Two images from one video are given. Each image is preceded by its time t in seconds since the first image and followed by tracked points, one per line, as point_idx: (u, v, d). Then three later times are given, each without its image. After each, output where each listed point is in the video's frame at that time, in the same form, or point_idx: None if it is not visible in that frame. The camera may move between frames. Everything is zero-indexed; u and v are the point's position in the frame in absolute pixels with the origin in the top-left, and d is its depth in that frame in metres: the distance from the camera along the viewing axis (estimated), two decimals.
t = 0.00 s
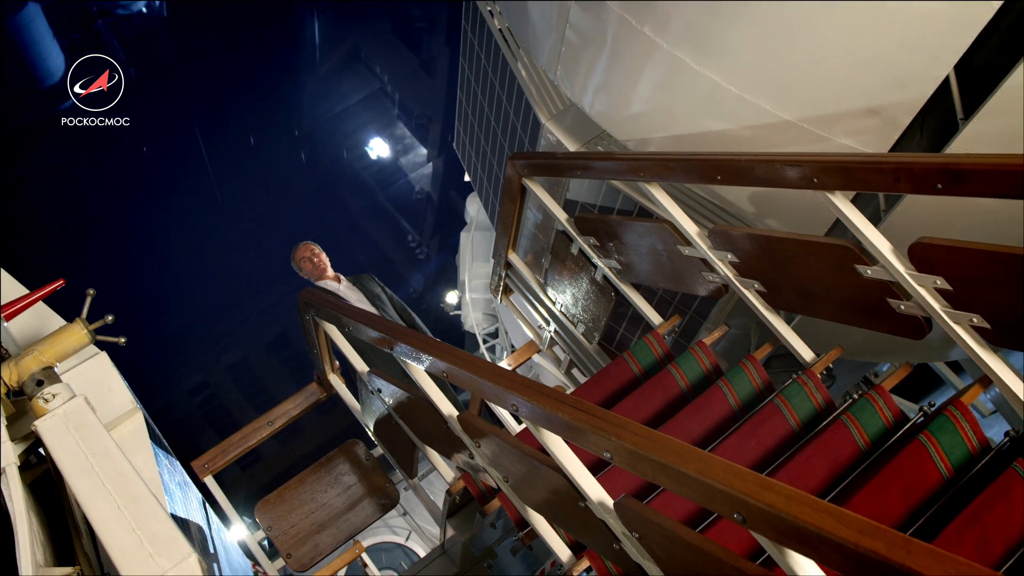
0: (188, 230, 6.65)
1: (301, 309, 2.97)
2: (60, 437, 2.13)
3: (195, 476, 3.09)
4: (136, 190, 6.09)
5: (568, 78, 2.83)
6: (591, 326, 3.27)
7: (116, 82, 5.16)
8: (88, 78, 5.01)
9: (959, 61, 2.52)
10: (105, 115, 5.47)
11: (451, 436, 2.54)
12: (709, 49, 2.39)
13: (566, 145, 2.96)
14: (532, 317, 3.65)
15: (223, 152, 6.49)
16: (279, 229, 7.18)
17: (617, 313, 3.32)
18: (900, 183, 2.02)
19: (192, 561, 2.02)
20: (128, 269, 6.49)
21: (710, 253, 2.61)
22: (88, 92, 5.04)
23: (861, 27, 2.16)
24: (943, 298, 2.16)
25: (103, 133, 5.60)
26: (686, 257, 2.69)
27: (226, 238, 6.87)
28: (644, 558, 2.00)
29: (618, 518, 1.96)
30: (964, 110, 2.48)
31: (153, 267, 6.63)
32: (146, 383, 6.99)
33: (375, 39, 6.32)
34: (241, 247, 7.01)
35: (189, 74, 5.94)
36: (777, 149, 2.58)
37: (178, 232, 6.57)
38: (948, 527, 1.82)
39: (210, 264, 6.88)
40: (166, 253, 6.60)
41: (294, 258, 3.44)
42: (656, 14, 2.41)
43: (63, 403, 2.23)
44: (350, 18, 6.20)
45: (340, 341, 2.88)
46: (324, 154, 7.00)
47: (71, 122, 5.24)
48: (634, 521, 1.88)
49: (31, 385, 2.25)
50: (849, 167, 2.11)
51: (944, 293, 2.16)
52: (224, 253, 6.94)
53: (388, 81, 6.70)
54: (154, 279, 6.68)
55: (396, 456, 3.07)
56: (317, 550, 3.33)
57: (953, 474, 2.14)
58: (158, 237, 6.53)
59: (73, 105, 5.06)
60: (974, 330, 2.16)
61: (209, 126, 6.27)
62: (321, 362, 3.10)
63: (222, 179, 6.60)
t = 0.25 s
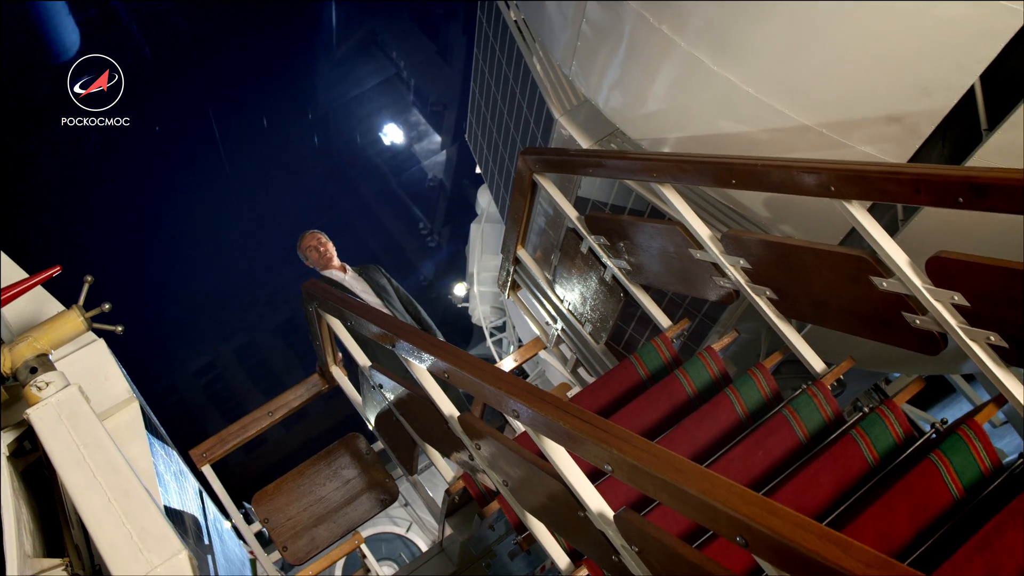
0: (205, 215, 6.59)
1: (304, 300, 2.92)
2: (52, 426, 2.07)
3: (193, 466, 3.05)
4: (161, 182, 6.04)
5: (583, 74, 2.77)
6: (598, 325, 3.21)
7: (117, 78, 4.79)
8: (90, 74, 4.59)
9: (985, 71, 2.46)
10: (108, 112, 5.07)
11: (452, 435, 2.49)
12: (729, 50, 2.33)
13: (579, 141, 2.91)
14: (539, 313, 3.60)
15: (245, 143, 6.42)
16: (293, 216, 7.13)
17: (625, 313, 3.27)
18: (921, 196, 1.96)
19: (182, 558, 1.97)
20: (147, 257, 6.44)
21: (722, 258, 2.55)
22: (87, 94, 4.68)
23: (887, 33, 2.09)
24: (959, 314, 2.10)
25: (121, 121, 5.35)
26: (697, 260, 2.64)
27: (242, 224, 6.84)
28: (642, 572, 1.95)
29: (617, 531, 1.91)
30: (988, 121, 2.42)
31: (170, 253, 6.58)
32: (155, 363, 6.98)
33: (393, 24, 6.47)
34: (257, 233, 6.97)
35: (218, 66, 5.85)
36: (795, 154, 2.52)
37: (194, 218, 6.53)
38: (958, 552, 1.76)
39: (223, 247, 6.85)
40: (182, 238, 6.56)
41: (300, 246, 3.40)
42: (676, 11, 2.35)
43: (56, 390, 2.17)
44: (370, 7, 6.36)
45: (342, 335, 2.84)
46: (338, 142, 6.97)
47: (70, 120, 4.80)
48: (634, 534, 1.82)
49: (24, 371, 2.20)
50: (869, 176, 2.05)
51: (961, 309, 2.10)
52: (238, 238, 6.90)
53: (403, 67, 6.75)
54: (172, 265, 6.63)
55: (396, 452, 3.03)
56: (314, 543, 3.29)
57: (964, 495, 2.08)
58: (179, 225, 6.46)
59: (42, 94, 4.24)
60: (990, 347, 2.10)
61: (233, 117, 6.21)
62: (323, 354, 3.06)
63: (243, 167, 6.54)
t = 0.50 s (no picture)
0: (217, 197, 6.57)
1: (310, 290, 2.88)
2: (44, 415, 2.02)
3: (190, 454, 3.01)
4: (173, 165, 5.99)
5: (600, 71, 2.72)
6: (608, 326, 3.16)
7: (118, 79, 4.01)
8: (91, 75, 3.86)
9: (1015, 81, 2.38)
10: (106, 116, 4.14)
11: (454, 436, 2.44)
12: (751, 51, 2.27)
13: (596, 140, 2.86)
14: (548, 311, 3.55)
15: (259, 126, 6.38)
16: (306, 201, 7.10)
17: (636, 314, 3.22)
18: (944, 210, 1.89)
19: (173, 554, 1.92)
20: (157, 237, 6.43)
21: (736, 263, 2.49)
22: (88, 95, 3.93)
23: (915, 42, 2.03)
24: (978, 332, 2.04)
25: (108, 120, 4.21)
26: (710, 265, 2.58)
27: (254, 206, 6.81)
28: None
29: (617, 545, 1.85)
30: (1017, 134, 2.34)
31: (179, 232, 6.57)
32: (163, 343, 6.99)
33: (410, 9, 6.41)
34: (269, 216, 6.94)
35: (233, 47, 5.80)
36: (814, 161, 2.46)
37: (206, 200, 6.50)
38: None
39: (235, 229, 6.83)
40: (193, 219, 6.55)
41: (310, 236, 3.35)
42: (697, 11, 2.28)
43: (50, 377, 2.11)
44: None
45: (345, 328, 2.79)
46: (353, 126, 6.93)
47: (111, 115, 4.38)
48: (635, 549, 1.78)
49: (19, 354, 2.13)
50: (891, 189, 1.99)
51: (981, 327, 2.03)
52: (249, 219, 6.88)
53: (422, 54, 6.72)
54: (181, 245, 6.62)
55: (398, 448, 2.99)
56: (313, 536, 3.25)
57: (975, 519, 2.02)
58: (190, 206, 6.44)
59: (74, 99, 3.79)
60: (1008, 367, 2.04)
61: (247, 99, 6.16)
62: (327, 346, 3.02)
63: (256, 150, 6.51)
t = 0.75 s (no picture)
0: (227, 180, 6.59)
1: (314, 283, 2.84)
2: (34, 403, 1.93)
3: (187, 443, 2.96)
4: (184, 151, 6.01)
5: (617, 71, 2.66)
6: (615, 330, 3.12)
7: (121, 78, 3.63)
8: (91, 74, 3.47)
9: None
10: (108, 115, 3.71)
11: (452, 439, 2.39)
12: (772, 55, 2.20)
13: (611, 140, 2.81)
14: (555, 310, 3.50)
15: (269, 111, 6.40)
16: (315, 184, 7.10)
17: (644, 318, 3.17)
18: (965, 230, 1.82)
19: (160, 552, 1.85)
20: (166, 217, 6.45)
21: (748, 274, 2.43)
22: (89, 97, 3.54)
23: (942, 58, 1.96)
24: (994, 356, 1.97)
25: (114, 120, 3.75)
26: (721, 274, 2.52)
27: (265, 191, 6.80)
28: None
29: (614, 563, 1.80)
30: None
31: (188, 213, 6.58)
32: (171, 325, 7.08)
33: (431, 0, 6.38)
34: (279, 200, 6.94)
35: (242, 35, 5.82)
36: (832, 173, 2.40)
37: (218, 186, 6.58)
38: None
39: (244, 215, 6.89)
40: (203, 204, 6.60)
41: (317, 226, 3.32)
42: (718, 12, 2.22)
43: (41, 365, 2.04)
44: None
45: (348, 323, 2.75)
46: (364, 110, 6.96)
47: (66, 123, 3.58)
48: (630, 568, 1.73)
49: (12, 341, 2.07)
50: (910, 206, 1.93)
51: (998, 351, 1.96)
52: (259, 203, 6.88)
53: (440, 43, 6.65)
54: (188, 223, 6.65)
55: (396, 446, 2.94)
56: (308, 532, 3.23)
57: (984, 549, 1.95)
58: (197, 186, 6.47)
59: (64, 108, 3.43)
60: None
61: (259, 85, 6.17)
62: (330, 339, 2.98)
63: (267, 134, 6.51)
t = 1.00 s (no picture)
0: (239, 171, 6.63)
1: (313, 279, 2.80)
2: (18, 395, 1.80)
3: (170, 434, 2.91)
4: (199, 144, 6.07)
5: (631, 75, 2.61)
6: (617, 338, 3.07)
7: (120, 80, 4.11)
8: (91, 75, 3.93)
9: None
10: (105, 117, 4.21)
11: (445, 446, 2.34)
12: (789, 66, 2.15)
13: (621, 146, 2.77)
14: (559, 314, 3.46)
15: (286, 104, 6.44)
16: (320, 181, 7.11)
17: (648, 326, 3.12)
18: (980, 256, 1.76)
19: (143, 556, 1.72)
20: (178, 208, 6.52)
21: (755, 289, 2.38)
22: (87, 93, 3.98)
23: (963, 75, 1.91)
24: (1004, 388, 1.91)
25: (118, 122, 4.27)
26: (728, 287, 2.47)
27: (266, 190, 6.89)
28: None
29: None
30: None
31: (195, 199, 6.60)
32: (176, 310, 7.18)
33: None
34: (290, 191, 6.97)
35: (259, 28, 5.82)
36: (846, 190, 2.34)
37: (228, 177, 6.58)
38: None
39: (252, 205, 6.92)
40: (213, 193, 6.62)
41: (318, 219, 3.31)
42: (735, 19, 2.16)
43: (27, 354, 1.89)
44: None
45: (346, 321, 2.70)
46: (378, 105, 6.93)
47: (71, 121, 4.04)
48: None
49: None
50: (923, 229, 1.87)
51: (1009, 382, 1.90)
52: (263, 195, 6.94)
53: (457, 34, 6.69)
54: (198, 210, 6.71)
55: (389, 447, 2.90)
56: (298, 529, 3.18)
57: None
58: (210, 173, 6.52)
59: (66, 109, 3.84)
60: None
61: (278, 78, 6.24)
62: (328, 336, 2.94)
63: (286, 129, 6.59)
